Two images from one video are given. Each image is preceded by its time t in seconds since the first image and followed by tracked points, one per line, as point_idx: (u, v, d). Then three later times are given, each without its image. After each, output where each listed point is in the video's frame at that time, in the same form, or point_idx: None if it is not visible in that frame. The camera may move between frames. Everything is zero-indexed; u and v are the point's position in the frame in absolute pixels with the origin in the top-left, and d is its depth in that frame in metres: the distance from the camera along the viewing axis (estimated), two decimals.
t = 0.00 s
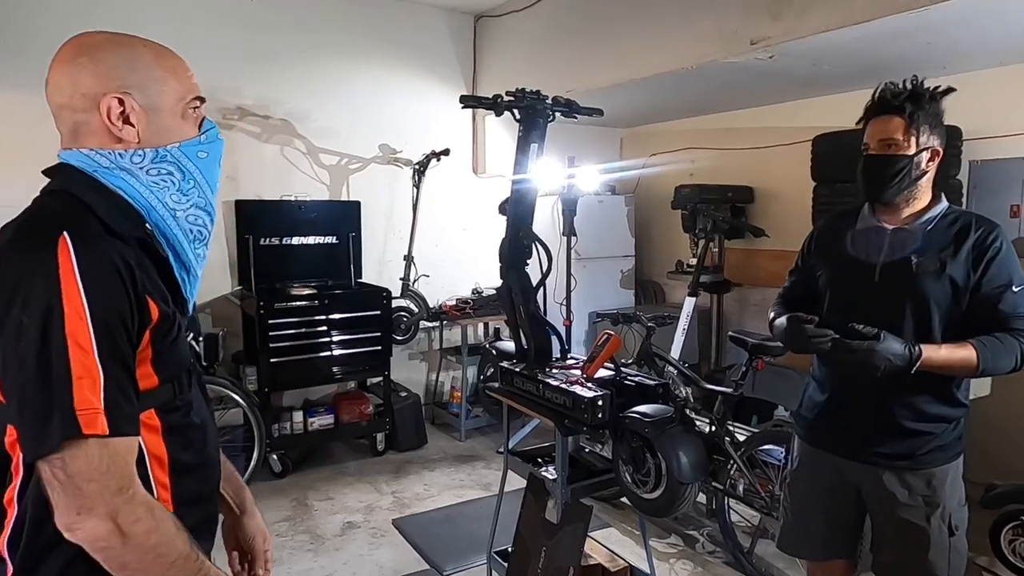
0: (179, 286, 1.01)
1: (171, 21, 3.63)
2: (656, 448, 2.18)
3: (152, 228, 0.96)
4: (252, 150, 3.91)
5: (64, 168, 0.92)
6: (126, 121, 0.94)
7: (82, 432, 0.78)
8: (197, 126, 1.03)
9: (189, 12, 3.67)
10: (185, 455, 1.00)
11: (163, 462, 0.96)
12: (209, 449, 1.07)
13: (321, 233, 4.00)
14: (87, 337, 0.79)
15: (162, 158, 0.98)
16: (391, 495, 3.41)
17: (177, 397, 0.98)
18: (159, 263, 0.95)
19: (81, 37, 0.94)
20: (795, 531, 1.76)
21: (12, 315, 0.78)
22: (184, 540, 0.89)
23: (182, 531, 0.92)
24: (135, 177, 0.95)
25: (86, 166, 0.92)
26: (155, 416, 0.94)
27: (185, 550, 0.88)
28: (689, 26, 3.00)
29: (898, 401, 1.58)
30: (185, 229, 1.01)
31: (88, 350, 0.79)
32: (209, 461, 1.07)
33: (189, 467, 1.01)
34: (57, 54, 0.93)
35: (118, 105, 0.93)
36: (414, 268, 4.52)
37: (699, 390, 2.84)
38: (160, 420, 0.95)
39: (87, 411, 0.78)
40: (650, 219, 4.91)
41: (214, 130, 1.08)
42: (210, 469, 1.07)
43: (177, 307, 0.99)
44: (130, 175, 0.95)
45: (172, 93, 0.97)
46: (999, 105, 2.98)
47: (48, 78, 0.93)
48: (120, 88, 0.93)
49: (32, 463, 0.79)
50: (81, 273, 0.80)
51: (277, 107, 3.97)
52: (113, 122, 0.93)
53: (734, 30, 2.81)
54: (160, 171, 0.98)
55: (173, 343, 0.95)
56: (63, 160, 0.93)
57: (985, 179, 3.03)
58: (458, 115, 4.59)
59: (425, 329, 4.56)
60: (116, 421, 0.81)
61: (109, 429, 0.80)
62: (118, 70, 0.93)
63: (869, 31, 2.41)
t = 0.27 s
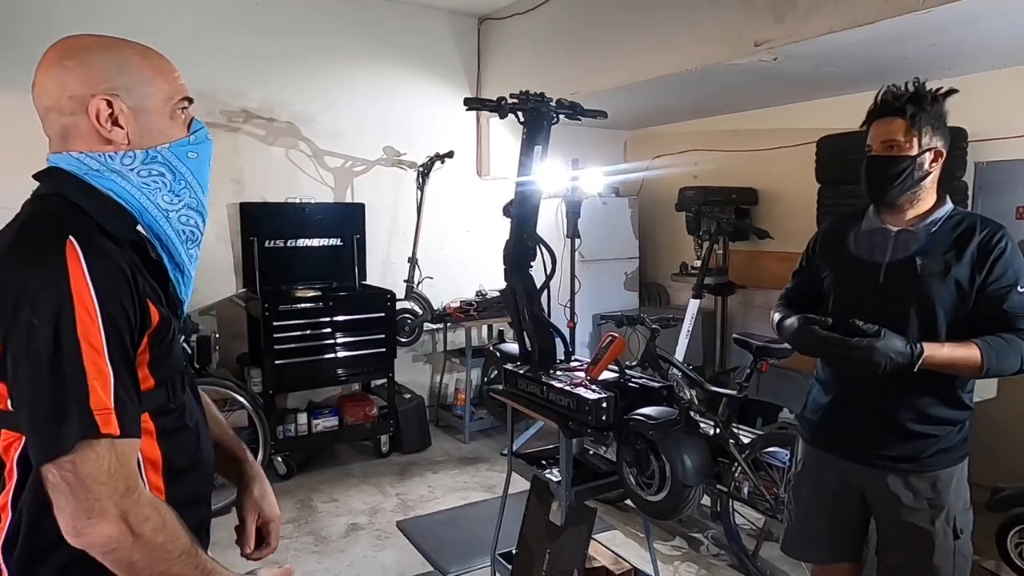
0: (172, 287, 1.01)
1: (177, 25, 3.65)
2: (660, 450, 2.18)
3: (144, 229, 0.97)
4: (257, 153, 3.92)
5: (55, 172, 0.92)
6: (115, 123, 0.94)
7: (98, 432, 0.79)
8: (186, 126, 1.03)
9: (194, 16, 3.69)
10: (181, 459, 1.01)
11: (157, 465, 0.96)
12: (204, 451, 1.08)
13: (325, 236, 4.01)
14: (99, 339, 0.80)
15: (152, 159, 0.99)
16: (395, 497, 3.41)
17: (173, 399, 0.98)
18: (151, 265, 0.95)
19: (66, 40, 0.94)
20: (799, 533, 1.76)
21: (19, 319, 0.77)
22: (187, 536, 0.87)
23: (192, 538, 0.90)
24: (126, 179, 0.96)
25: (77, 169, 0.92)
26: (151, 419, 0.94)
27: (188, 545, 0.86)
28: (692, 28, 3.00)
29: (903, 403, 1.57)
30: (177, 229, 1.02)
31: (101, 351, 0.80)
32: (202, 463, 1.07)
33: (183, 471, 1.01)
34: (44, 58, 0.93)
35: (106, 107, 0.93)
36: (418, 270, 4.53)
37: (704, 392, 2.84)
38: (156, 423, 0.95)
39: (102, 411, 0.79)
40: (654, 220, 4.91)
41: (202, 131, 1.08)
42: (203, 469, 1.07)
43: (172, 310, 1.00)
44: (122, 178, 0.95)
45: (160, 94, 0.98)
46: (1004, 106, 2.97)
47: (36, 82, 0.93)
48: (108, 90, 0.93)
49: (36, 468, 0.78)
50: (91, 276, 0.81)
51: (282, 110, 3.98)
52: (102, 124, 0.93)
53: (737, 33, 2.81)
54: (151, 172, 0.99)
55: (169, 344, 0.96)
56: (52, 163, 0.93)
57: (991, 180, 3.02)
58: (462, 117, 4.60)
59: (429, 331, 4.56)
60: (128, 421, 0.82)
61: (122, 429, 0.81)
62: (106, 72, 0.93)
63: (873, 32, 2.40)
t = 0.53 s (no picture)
0: (165, 292, 0.99)
1: (176, 30, 3.66)
2: (661, 452, 2.18)
3: (135, 233, 0.95)
4: (257, 158, 3.93)
5: (44, 179, 0.91)
6: (104, 128, 0.94)
7: (90, 442, 0.78)
8: (176, 132, 1.03)
9: (193, 21, 3.70)
10: (175, 465, 1.00)
11: (153, 472, 0.96)
12: (200, 457, 1.07)
13: (324, 240, 4.00)
14: (91, 348, 0.79)
15: (142, 164, 0.98)
16: (396, 501, 3.41)
17: (166, 405, 0.97)
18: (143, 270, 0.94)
19: (53, 46, 0.94)
20: (800, 535, 1.76)
21: (11, 328, 0.76)
22: (178, 540, 0.87)
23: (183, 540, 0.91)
24: (116, 184, 0.94)
25: (66, 175, 0.91)
26: (144, 426, 0.93)
27: (179, 550, 0.86)
28: (691, 30, 3.01)
29: (902, 404, 1.57)
30: (168, 235, 1.00)
31: (93, 359, 0.79)
32: (200, 464, 1.07)
33: (178, 476, 1.01)
34: (33, 63, 0.93)
35: (96, 112, 0.93)
36: (418, 274, 4.53)
37: (704, 395, 2.84)
38: (149, 429, 0.94)
39: (92, 420, 0.78)
40: (653, 223, 4.91)
41: (193, 136, 1.08)
42: (200, 471, 1.07)
43: (166, 314, 0.98)
44: (112, 183, 0.94)
45: (149, 99, 0.97)
46: (1002, 106, 2.97)
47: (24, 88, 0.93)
48: (98, 94, 0.93)
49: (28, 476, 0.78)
50: (83, 283, 0.80)
51: (281, 115, 3.99)
52: (91, 129, 0.93)
53: (735, 35, 2.81)
54: (141, 177, 0.98)
55: (162, 350, 0.95)
56: (42, 170, 0.92)
57: (990, 181, 3.02)
58: (461, 121, 4.61)
59: (429, 335, 4.56)
60: (120, 431, 0.81)
61: (113, 438, 0.80)
62: (95, 76, 0.93)
63: (870, 34, 2.41)
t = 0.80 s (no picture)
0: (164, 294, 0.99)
1: (174, 31, 3.66)
2: (659, 452, 2.18)
3: (133, 234, 0.95)
4: (255, 159, 3.93)
5: (41, 180, 0.90)
6: (102, 129, 0.93)
7: (91, 443, 0.78)
8: (174, 132, 1.03)
9: (192, 23, 3.70)
10: (176, 465, 0.99)
11: (154, 472, 0.95)
12: (202, 457, 1.07)
13: (323, 241, 3.99)
14: (92, 349, 0.79)
15: (140, 164, 0.97)
16: (395, 502, 3.41)
17: (167, 407, 0.97)
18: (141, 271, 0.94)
19: (51, 47, 0.93)
20: (797, 535, 1.76)
21: (11, 330, 0.76)
22: (178, 537, 0.87)
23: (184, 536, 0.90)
24: (114, 186, 0.94)
25: (64, 176, 0.91)
26: (144, 427, 0.93)
27: (179, 547, 0.86)
28: (688, 31, 3.02)
29: (898, 404, 1.57)
30: (166, 235, 1.00)
31: (93, 360, 0.79)
32: (200, 467, 1.06)
33: (176, 477, 1.00)
34: (32, 63, 0.92)
35: (93, 113, 0.92)
36: (417, 275, 4.53)
37: (703, 395, 2.84)
38: (149, 430, 0.94)
39: (93, 422, 0.78)
40: (651, 223, 4.91)
41: (190, 136, 1.07)
42: (200, 473, 1.06)
43: (165, 314, 0.98)
44: (109, 184, 0.94)
45: (146, 99, 0.96)
46: (999, 107, 2.98)
47: (21, 88, 0.92)
48: (95, 95, 0.92)
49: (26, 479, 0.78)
50: (84, 284, 0.80)
51: (280, 116, 3.99)
52: (89, 130, 0.92)
53: (733, 35, 2.82)
54: (139, 178, 0.98)
55: (163, 351, 0.95)
56: (40, 171, 0.92)
57: (987, 181, 3.03)
58: (460, 121, 4.62)
59: (428, 335, 4.56)
60: (122, 432, 0.81)
61: (114, 439, 0.80)
62: (92, 77, 0.92)
63: (868, 34, 2.41)
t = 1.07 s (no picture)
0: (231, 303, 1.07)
1: (198, 48, 3.74)
2: (671, 472, 2.17)
3: (207, 249, 1.03)
4: (273, 173, 3.98)
5: (124, 197, 0.98)
6: (181, 148, 1.02)
7: (167, 446, 0.85)
8: (244, 153, 1.11)
9: (215, 41, 3.78)
10: (256, 460, 1.07)
11: (238, 470, 1.03)
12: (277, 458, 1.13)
13: (338, 255, 4.01)
14: (170, 356, 0.87)
15: (214, 182, 1.06)
16: (405, 516, 3.41)
17: (243, 407, 1.05)
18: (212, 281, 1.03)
19: (139, 71, 1.02)
20: (809, 560, 1.75)
21: (101, 337, 0.85)
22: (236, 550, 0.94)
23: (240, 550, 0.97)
24: (190, 202, 1.02)
25: (145, 193, 0.99)
26: (228, 425, 1.01)
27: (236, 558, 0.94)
28: (703, 52, 3.04)
29: (911, 428, 1.56)
30: (235, 249, 1.08)
31: (170, 367, 0.87)
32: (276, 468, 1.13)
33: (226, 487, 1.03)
34: (119, 87, 1.01)
35: (174, 133, 1.01)
36: (430, 290, 4.55)
37: (715, 415, 2.82)
38: (233, 429, 1.02)
39: (171, 423, 0.86)
40: (664, 241, 4.92)
41: (259, 157, 1.16)
42: (274, 475, 1.12)
43: (240, 322, 1.06)
44: (186, 201, 1.02)
45: (222, 121, 1.05)
46: (1015, 130, 2.98)
47: (108, 113, 1.01)
48: (176, 116, 1.01)
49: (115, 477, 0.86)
50: (164, 296, 0.88)
51: (298, 131, 4.05)
52: (169, 149, 1.01)
53: (748, 56, 2.84)
54: (212, 195, 1.06)
55: (240, 355, 1.03)
56: (122, 188, 1.00)
57: (1004, 204, 3.01)
58: (475, 139, 4.66)
59: (440, 350, 4.57)
60: (195, 435, 0.88)
61: (189, 441, 0.87)
62: (173, 100, 1.01)
63: (883, 57, 2.43)
